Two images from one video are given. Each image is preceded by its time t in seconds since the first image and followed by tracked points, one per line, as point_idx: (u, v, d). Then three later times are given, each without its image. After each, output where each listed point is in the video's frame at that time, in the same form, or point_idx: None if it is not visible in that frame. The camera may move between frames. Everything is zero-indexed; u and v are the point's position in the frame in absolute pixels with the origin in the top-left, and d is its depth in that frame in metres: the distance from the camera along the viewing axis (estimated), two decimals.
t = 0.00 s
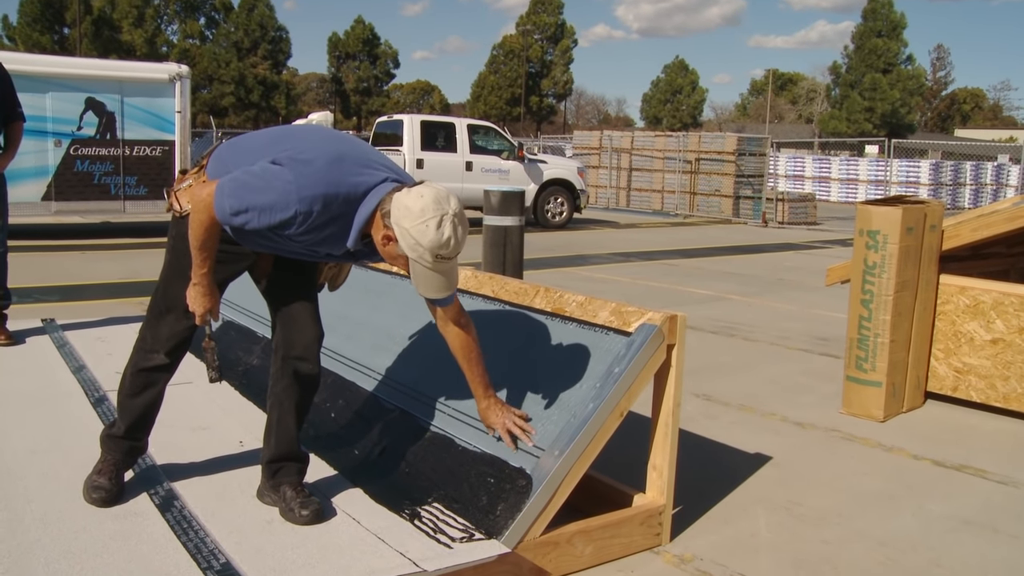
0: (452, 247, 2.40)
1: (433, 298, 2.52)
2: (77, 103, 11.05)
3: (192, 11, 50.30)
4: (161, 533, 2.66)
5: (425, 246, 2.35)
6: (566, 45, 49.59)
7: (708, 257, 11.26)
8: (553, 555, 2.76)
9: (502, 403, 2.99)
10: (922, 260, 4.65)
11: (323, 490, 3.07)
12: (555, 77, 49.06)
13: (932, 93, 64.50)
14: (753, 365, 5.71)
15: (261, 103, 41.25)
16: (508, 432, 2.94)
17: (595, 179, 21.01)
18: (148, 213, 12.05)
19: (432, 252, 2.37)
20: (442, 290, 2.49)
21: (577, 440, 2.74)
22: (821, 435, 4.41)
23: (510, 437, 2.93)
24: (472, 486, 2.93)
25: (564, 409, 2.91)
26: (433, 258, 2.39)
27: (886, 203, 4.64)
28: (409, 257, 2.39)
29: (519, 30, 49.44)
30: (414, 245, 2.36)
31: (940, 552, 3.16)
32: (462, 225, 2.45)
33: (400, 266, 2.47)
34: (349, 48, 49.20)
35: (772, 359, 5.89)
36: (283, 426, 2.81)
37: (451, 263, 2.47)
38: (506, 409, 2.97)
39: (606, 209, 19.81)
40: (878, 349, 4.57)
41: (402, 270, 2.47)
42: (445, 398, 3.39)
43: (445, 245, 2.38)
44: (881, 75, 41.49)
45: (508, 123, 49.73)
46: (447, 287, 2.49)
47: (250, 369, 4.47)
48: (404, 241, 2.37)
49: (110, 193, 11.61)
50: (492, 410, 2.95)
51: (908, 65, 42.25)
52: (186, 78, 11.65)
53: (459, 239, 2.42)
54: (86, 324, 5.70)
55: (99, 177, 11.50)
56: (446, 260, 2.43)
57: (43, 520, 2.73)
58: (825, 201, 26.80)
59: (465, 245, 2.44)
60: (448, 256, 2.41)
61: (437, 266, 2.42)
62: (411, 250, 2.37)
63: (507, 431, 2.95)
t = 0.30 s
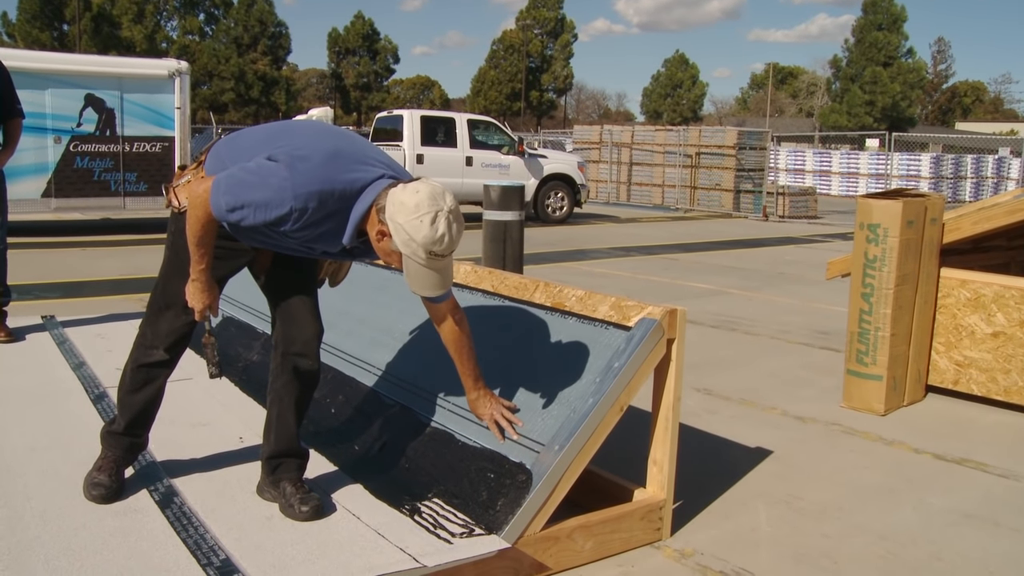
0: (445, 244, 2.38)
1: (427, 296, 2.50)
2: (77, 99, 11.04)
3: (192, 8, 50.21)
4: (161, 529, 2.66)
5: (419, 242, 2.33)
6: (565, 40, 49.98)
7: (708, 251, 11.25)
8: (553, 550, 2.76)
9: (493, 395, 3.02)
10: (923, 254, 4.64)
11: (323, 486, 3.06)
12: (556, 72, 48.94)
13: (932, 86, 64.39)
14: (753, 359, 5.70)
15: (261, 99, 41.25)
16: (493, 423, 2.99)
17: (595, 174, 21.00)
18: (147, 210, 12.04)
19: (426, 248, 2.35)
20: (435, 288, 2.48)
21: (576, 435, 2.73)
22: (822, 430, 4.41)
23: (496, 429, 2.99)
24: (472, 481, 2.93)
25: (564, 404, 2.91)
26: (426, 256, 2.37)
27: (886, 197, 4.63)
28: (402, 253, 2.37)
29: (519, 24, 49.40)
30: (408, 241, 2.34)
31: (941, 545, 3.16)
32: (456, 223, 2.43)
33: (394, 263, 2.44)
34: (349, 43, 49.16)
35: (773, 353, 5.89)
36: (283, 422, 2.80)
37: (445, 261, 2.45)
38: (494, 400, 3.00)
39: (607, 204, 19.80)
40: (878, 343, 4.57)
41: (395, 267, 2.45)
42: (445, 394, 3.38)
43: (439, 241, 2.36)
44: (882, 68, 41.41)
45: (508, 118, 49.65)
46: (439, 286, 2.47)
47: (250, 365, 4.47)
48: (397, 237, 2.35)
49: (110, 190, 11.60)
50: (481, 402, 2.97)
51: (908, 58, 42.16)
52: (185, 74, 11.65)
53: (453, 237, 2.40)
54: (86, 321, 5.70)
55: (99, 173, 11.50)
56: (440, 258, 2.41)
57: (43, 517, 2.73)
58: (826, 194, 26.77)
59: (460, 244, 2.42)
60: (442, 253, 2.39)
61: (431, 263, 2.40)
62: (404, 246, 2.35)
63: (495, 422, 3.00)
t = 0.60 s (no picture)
0: (442, 239, 2.36)
1: (425, 291, 2.50)
2: (78, 98, 11.04)
3: (193, 6, 50.23)
4: (163, 528, 2.66)
5: (414, 237, 2.32)
6: (567, 38, 50.90)
7: (710, 248, 11.24)
8: (555, 548, 2.75)
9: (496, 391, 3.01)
10: (925, 251, 4.63)
11: (325, 484, 3.07)
12: (556, 70, 49.87)
13: (934, 83, 64.39)
14: (755, 357, 5.69)
15: (263, 97, 41.31)
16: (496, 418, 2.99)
17: (596, 172, 21.00)
18: (149, 208, 12.04)
19: (423, 243, 2.33)
20: (432, 283, 2.47)
21: (578, 433, 2.73)
22: (824, 427, 4.40)
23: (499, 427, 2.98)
24: (474, 478, 2.92)
25: (566, 401, 2.91)
26: (423, 251, 2.35)
27: (889, 193, 4.62)
28: (398, 248, 2.36)
29: (520, 22, 49.43)
30: (404, 236, 2.33)
31: (944, 543, 3.15)
32: (453, 218, 2.42)
33: (391, 258, 2.43)
34: (350, 41, 49.17)
35: (774, 350, 5.88)
36: (284, 420, 2.80)
37: (443, 256, 2.44)
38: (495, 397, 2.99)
39: (608, 201, 19.79)
40: (881, 340, 4.56)
41: (392, 262, 2.44)
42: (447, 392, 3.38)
43: (435, 237, 2.34)
44: (884, 65, 41.36)
45: (510, 116, 49.62)
46: (437, 281, 2.47)
47: (252, 363, 4.47)
48: (394, 232, 2.34)
49: (111, 188, 11.60)
50: (485, 398, 2.96)
51: (910, 55, 42.12)
52: (187, 72, 11.62)
53: (449, 232, 2.39)
54: (88, 319, 5.70)
55: (101, 172, 11.50)
56: (437, 253, 2.39)
57: (45, 515, 2.73)
58: (828, 191, 26.73)
59: (456, 239, 2.41)
60: (439, 249, 2.38)
61: (428, 259, 2.39)
62: (400, 241, 2.34)
63: (497, 418, 2.99)
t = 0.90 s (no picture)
0: (443, 236, 2.37)
1: (427, 288, 2.50)
2: (83, 98, 11.06)
3: (197, 7, 50.33)
4: (166, 528, 2.66)
5: (415, 234, 2.32)
6: (571, 38, 50.75)
7: (714, 249, 11.23)
8: (559, 549, 2.76)
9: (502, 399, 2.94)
10: (929, 252, 4.62)
11: (329, 483, 3.07)
12: (560, 70, 49.87)
13: (938, 84, 64.34)
14: (759, 357, 5.69)
15: (267, 98, 41.46)
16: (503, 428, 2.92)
17: (600, 172, 21.01)
18: (153, 208, 12.06)
19: (423, 240, 2.34)
20: (435, 280, 2.47)
21: (582, 433, 2.73)
22: (827, 428, 4.39)
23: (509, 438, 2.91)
24: (478, 479, 2.93)
25: (570, 402, 2.91)
26: (424, 248, 2.36)
27: (892, 194, 4.62)
28: (400, 245, 2.37)
29: (524, 22, 49.51)
30: (405, 233, 2.33)
31: (947, 544, 3.15)
32: (454, 215, 2.42)
33: (392, 256, 2.43)
34: (354, 41, 49.25)
35: (778, 351, 5.87)
36: (287, 420, 2.81)
37: (444, 253, 2.44)
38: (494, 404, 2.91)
39: (612, 202, 19.79)
40: (884, 341, 4.55)
41: (394, 260, 2.44)
42: (450, 392, 3.38)
43: (436, 233, 2.34)
44: (888, 65, 41.33)
45: (513, 116, 49.64)
46: (442, 278, 2.48)
47: (255, 363, 4.48)
48: (394, 230, 2.35)
49: (115, 188, 11.61)
50: (490, 406, 2.89)
51: (914, 56, 42.09)
52: (191, 72, 11.64)
53: (450, 229, 2.39)
54: (92, 319, 5.71)
55: (105, 172, 11.51)
56: (438, 250, 2.40)
57: (49, 515, 2.73)
58: (831, 192, 26.71)
59: (457, 236, 2.41)
60: (439, 245, 2.38)
61: (429, 255, 2.39)
62: (401, 238, 2.34)
63: (506, 427, 2.92)
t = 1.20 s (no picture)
0: (450, 212, 2.34)
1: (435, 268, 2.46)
2: (87, 100, 11.09)
3: (201, 9, 50.43)
4: (170, 529, 2.67)
5: (423, 209, 2.29)
6: (574, 40, 50.66)
7: (717, 252, 11.23)
8: (562, 551, 2.76)
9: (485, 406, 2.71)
10: (932, 255, 4.62)
11: (332, 484, 3.08)
12: (563, 72, 49.51)
13: (942, 86, 64.28)
14: (762, 360, 5.69)
15: (270, 100, 41.59)
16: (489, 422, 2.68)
17: (603, 174, 21.02)
18: (156, 210, 12.09)
19: (430, 216, 2.30)
20: (443, 259, 2.43)
21: (585, 436, 2.73)
22: (831, 431, 4.40)
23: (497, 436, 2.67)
24: (481, 481, 2.94)
25: (573, 403, 2.91)
26: (432, 223, 2.32)
27: (895, 197, 4.62)
28: (407, 222, 2.33)
29: (527, 24, 49.61)
30: (412, 208, 2.31)
31: (950, 547, 3.15)
32: (462, 191, 2.39)
33: (400, 234, 2.41)
34: (357, 43, 49.33)
35: (781, 354, 5.88)
36: (291, 422, 2.81)
37: (451, 230, 2.41)
38: (484, 410, 2.69)
39: (614, 204, 19.81)
40: (888, 344, 4.56)
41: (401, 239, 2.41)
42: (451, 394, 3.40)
43: (443, 208, 2.31)
44: (891, 68, 41.30)
45: (516, 118, 49.68)
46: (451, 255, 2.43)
47: (259, 364, 4.49)
48: (402, 205, 2.32)
49: (119, 190, 11.64)
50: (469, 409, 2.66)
51: (917, 58, 42.06)
52: (195, 75, 11.67)
53: (458, 204, 2.36)
54: (96, 320, 5.72)
55: (109, 173, 11.54)
56: (447, 226, 2.36)
57: (54, 516, 2.74)
58: (834, 195, 26.70)
59: (465, 212, 2.38)
60: (447, 222, 2.35)
61: (437, 233, 2.36)
62: (408, 214, 2.32)
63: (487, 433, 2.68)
